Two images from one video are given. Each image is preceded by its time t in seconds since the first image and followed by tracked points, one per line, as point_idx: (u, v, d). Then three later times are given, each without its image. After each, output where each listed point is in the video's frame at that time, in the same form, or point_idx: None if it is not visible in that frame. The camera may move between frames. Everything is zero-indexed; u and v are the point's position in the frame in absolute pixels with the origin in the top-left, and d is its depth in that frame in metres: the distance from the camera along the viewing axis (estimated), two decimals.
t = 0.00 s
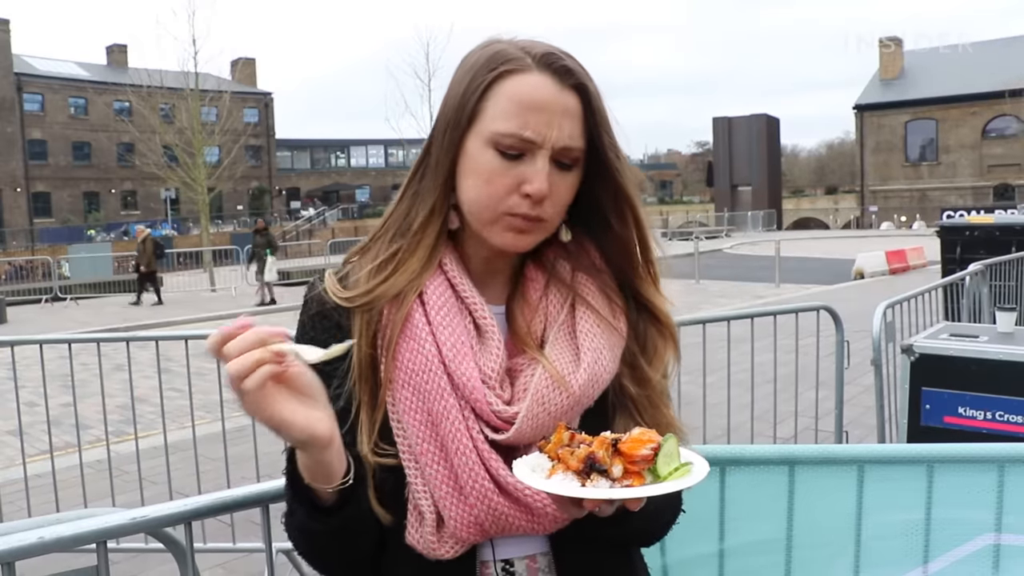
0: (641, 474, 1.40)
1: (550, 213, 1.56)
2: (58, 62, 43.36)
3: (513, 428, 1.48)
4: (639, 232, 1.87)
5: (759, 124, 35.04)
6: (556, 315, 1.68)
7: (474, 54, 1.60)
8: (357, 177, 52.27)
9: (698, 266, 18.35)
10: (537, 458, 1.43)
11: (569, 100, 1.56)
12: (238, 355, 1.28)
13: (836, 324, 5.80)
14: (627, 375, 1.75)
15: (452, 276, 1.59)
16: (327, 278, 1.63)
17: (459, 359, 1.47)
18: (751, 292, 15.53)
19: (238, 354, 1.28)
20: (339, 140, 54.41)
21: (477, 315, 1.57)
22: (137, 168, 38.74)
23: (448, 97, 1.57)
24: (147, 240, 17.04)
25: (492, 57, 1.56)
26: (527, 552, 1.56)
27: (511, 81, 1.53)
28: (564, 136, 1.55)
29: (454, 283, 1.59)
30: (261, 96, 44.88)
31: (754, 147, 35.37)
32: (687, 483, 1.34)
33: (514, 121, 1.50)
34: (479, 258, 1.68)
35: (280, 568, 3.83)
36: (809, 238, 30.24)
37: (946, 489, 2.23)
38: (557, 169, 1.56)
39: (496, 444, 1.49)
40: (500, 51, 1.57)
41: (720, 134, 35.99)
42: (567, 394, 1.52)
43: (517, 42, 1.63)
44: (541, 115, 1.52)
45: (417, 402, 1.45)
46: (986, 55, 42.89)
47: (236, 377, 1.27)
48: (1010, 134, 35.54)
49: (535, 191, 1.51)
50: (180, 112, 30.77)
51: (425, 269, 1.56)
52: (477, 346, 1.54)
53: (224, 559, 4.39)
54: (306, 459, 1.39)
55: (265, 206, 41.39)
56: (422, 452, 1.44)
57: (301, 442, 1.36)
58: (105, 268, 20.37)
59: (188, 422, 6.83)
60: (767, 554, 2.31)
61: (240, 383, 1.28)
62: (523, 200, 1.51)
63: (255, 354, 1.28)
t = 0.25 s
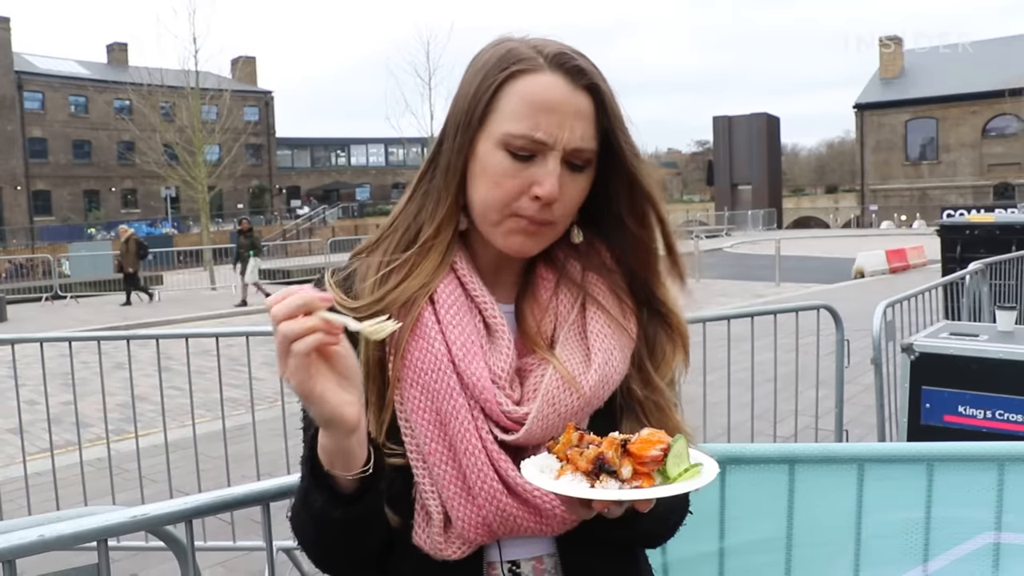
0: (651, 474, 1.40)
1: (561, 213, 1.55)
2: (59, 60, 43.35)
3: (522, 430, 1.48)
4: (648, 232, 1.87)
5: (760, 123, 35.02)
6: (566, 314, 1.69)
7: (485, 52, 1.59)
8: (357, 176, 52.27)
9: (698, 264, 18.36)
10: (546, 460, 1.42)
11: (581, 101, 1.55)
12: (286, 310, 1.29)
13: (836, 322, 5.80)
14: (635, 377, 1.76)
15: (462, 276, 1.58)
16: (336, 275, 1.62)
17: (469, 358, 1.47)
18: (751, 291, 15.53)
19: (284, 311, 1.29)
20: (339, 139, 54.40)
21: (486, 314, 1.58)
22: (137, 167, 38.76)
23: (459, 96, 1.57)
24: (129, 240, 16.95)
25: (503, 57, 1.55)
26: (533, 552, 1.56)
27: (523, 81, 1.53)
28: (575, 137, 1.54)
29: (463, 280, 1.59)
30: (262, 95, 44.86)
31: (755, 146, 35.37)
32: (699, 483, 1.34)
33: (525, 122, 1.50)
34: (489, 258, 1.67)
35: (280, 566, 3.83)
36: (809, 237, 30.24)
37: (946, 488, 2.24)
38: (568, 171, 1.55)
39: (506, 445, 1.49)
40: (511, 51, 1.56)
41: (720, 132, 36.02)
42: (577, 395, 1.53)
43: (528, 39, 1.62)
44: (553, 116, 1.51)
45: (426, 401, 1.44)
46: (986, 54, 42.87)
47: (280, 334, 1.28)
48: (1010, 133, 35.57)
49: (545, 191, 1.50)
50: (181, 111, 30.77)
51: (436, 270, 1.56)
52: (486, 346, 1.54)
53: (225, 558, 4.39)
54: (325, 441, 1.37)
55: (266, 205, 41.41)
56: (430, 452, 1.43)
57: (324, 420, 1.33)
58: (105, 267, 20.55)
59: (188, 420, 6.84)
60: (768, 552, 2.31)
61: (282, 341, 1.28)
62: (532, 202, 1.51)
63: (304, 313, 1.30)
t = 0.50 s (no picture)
0: (657, 478, 1.40)
1: (565, 215, 1.55)
2: (58, 61, 43.35)
3: (526, 431, 1.48)
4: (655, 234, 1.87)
5: (759, 123, 35.01)
6: (570, 315, 1.69)
7: (489, 51, 1.59)
8: (357, 176, 52.28)
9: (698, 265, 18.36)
10: (551, 464, 1.43)
11: (585, 100, 1.55)
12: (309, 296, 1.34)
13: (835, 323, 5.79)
14: (638, 380, 1.76)
15: (467, 277, 1.58)
16: (341, 274, 1.63)
17: (474, 360, 1.47)
18: (750, 291, 15.54)
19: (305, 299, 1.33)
20: (339, 139, 54.39)
21: (491, 315, 1.58)
22: (137, 167, 38.79)
23: (463, 97, 1.57)
24: (115, 242, 16.81)
25: (507, 56, 1.56)
26: (535, 555, 1.56)
27: (526, 80, 1.52)
28: (580, 136, 1.53)
29: (467, 282, 1.59)
30: (261, 95, 44.86)
31: (754, 146, 35.37)
32: (707, 485, 1.35)
33: (529, 122, 1.49)
34: (493, 259, 1.68)
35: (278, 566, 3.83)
36: (809, 237, 30.25)
37: (947, 488, 2.24)
38: (571, 171, 1.55)
39: (510, 447, 1.49)
40: (515, 50, 1.56)
41: (720, 132, 36.03)
42: (582, 397, 1.53)
43: (532, 39, 1.62)
44: (556, 115, 1.51)
45: (430, 402, 1.44)
46: (985, 54, 42.89)
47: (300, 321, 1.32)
48: (1009, 133, 35.61)
49: (548, 192, 1.50)
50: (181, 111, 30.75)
51: (441, 271, 1.56)
52: (490, 347, 1.54)
53: (225, 558, 4.39)
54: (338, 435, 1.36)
55: (265, 205, 41.42)
56: (434, 453, 1.43)
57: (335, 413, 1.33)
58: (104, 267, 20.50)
59: (187, 421, 6.83)
60: (768, 553, 2.31)
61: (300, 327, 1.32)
62: (537, 202, 1.51)
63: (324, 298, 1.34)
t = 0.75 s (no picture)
0: (660, 480, 1.40)
1: (565, 217, 1.55)
2: (57, 61, 43.34)
3: (527, 434, 1.48)
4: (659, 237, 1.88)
5: (758, 123, 35.03)
6: (571, 317, 1.70)
7: (491, 51, 1.60)
8: (356, 176, 52.26)
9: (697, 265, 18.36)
10: (552, 467, 1.43)
11: (585, 99, 1.55)
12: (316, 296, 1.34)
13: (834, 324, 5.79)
14: (639, 384, 1.76)
15: (468, 279, 1.59)
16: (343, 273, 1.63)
17: (475, 362, 1.47)
18: (749, 292, 15.54)
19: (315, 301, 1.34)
20: (338, 140, 54.39)
21: (492, 317, 1.58)
22: (136, 167, 38.80)
23: (463, 97, 1.58)
24: (99, 244, 16.72)
25: (508, 55, 1.56)
26: (536, 557, 1.56)
27: (526, 80, 1.53)
28: (579, 137, 1.54)
29: (469, 285, 1.60)
30: (260, 95, 44.85)
31: (753, 146, 35.37)
32: (709, 488, 1.35)
33: (528, 122, 1.50)
34: (494, 260, 1.67)
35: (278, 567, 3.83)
36: (807, 238, 30.26)
37: (945, 488, 2.24)
38: (570, 173, 1.55)
39: (510, 448, 1.50)
40: (516, 50, 1.57)
41: (718, 133, 36.01)
42: (582, 399, 1.53)
43: (534, 40, 1.63)
44: (555, 115, 1.51)
45: (431, 404, 1.44)
46: (984, 55, 42.94)
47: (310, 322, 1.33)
48: (1008, 134, 35.67)
49: (548, 193, 1.50)
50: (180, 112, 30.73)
51: (443, 274, 1.56)
52: (491, 349, 1.55)
53: (225, 559, 4.39)
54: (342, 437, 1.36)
55: (264, 206, 41.42)
56: (435, 455, 1.43)
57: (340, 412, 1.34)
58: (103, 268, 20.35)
59: (186, 421, 6.83)
60: (767, 553, 2.32)
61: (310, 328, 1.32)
62: (537, 202, 1.51)
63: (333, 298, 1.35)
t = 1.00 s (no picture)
0: (656, 482, 1.41)
1: (556, 221, 1.55)
2: (55, 64, 43.29)
3: (524, 436, 1.49)
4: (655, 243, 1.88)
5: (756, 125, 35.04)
6: (568, 320, 1.70)
7: (487, 54, 1.60)
8: (354, 178, 52.25)
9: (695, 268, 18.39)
10: (549, 470, 1.44)
11: (577, 104, 1.55)
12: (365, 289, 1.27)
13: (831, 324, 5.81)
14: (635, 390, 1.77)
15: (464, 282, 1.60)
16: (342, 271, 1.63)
17: (470, 364, 1.47)
18: (747, 294, 15.55)
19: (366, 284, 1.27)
20: (337, 142, 54.41)
21: (489, 321, 1.59)
22: (134, 170, 38.76)
23: (458, 101, 1.58)
24: (82, 244, 16.68)
25: (502, 58, 1.57)
26: (533, 558, 1.56)
27: (518, 83, 1.53)
28: (572, 139, 1.54)
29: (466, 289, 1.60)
30: (259, 98, 44.85)
31: (752, 148, 35.37)
32: (706, 490, 1.36)
33: (519, 126, 1.50)
34: (490, 263, 1.68)
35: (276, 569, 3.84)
36: (806, 240, 30.27)
37: (941, 488, 2.25)
38: (562, 177, 1.55)
39: (505, 451, 1.50)
40: (510, 53, 1.57)
41: (716, 135, 36.06)
42: (578, 402, 1.54)
43: (530, 42, 1.63)
44: (546, 119, 1.51)
45: (427, 405, 1.44)
46: (982, 56, 42.99)
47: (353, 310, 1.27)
48: (1006, 136, 35.74)
49: (541, 197, 1.50)
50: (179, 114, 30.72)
51: (439, 278, 1.56)
52: (488, 350, 1.55)
53: (223, 560, 4.38)
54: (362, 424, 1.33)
55: (263, 208, 41.40)
56: (430, 458, 1.44)
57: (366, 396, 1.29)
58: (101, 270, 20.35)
59: (185, 423, 6.84)
60: (765, 553, 2.32)
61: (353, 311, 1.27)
62: (527, 207, 1.52)
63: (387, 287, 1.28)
